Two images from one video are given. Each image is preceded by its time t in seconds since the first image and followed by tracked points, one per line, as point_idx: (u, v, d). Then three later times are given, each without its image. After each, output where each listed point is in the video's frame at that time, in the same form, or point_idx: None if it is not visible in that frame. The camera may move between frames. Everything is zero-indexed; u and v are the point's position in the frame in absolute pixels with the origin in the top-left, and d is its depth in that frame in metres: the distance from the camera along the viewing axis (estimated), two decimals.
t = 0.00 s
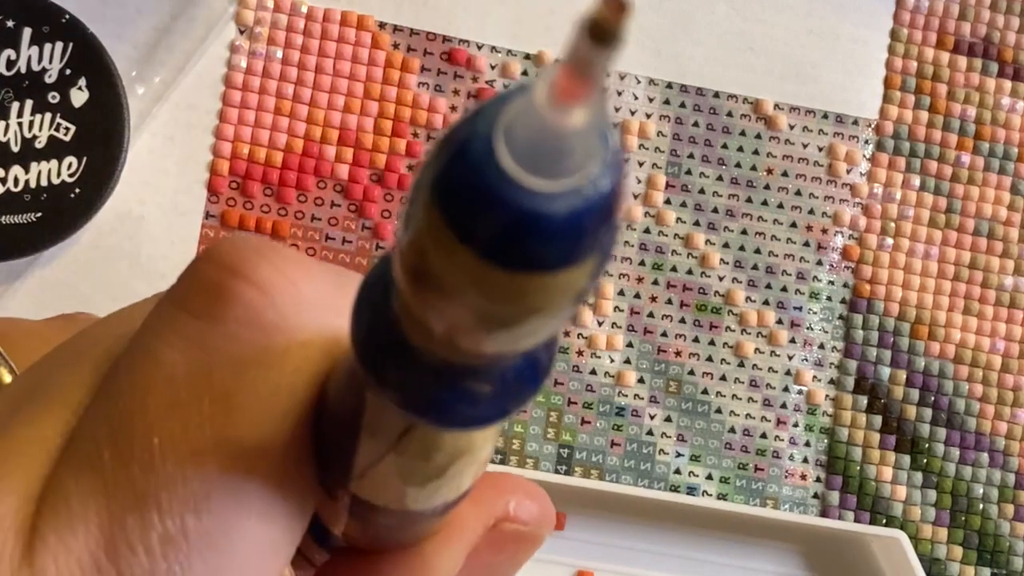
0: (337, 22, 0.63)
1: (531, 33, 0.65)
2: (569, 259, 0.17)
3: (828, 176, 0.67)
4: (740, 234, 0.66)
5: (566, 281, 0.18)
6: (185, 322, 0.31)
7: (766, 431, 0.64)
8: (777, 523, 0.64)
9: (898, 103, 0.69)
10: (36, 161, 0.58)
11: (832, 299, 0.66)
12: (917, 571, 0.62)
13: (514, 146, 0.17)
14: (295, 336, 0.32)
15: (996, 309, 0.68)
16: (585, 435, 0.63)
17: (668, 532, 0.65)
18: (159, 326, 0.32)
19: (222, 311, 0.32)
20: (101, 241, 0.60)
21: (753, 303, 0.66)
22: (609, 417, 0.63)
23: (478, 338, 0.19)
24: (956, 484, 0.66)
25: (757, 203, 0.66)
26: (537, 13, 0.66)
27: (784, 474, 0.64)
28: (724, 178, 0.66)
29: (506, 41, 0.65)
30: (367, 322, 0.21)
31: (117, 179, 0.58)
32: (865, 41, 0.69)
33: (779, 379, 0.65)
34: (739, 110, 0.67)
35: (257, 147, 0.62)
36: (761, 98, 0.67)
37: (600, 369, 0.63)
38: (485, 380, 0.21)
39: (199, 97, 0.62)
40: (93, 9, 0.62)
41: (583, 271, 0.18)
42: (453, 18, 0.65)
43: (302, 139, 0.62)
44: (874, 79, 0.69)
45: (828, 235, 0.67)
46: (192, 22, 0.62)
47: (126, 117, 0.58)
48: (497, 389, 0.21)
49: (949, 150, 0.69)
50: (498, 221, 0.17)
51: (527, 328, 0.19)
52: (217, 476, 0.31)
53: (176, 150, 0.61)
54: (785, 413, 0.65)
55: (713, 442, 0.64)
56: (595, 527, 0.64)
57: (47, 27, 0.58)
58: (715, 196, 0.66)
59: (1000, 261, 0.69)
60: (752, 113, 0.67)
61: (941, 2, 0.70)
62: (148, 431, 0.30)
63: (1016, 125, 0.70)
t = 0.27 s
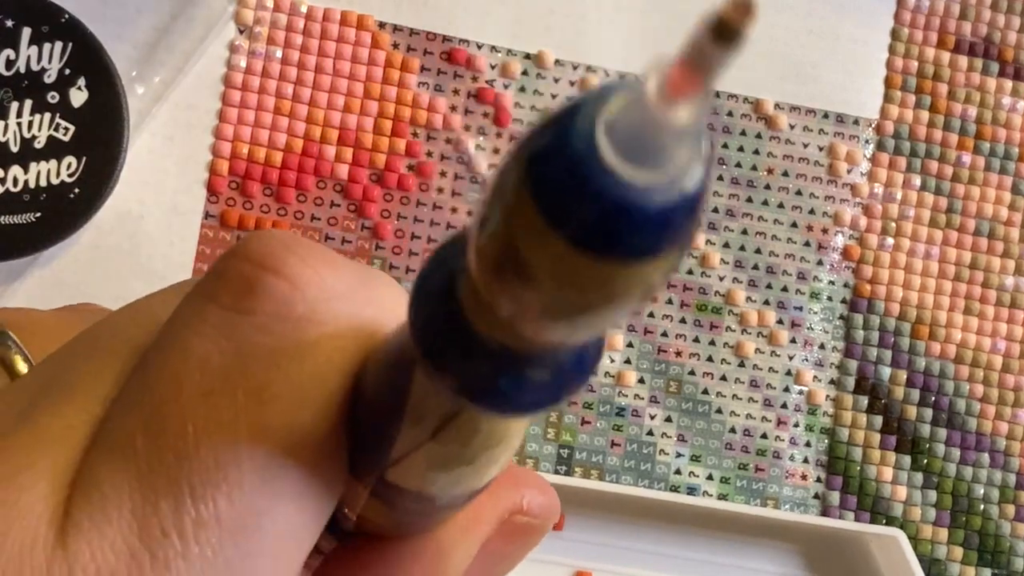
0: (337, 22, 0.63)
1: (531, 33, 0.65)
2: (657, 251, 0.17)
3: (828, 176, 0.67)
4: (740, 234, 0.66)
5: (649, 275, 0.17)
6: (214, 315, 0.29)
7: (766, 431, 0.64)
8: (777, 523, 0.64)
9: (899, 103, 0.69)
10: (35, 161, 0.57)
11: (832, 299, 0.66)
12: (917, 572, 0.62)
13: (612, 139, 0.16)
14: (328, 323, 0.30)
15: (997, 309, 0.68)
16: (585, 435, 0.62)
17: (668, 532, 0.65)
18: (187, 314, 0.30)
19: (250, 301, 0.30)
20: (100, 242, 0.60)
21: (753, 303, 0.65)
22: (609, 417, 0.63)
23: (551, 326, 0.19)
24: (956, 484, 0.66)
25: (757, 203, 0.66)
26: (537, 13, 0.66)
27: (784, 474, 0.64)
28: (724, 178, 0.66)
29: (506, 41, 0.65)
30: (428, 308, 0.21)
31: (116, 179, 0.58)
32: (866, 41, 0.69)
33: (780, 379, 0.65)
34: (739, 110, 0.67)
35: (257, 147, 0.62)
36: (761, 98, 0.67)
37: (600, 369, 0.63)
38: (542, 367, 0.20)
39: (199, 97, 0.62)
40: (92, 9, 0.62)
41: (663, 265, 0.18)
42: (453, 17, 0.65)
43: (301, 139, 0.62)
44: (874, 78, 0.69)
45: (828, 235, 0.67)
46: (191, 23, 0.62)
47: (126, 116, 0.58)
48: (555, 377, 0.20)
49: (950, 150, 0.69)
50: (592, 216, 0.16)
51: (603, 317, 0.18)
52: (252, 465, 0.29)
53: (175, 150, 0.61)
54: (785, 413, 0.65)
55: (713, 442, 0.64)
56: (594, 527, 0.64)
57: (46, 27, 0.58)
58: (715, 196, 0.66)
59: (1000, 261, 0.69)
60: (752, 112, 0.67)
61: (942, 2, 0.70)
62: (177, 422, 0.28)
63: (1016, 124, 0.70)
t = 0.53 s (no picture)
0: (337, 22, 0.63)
1: (531, 33, 0.65)
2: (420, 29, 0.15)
3: (828, 176, 0.67)
4: (740, 234, 0.66)
5: (428, 70, 0.16)
6: (129, 233, 0.35)
7: (766, 431, 0.64)
8: (777, 523, 0.64)
9: (898, 103, 0.69)
10: (36, 161, 0.58)
11: (832, 299, 0.66)
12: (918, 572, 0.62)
13: None
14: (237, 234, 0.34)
15: (996, 309, 0.68)
16: (585, 435, 0.63)
17: (668, 532, 0.65)
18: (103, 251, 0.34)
19: (162, 218, 0.35)
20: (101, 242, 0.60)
21: (753, 303, 0.66)
22: (609, 417, 0.63)
23: (361, 165, 0.17)
24: (956, 484, 0.66)
25: (757, 203, 0.66)
26: (537, 14, 0.66)
27: (784, 474, 0.64)
28: (724, 178, 0.66)
29: (506, 42, 0.65)
30: (263, 178, 0.20)
31: (117, 179, 0.58)
32: (865, 41, 0.69)
33: (780, 379, 0.65)
34: (739, 110, 0.67)
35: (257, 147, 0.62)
36: (761, 98, 0.67)
37: (600, 369, 0.63)
38: (381, 225, 0.19)
39: (200, 98, 0.62)
40: (92, 10, 0.62)
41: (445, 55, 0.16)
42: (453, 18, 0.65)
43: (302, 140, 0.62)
44: (874, 79, 0.69)
45: (828, 235, 0.67)
46: (191, 23, 0.62)
47: (126, 116, 0.59)
48: (391, 239, 0.19)
49: (949, 150, 0.69)
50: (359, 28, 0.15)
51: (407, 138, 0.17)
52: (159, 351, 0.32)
53: (176, 150, 0.62)
54: (785, 413, 0.65)
55: (713, 442, 0.64)
56: (594, 527, 0.65)
57: (47, 28, 0.58)
58: (715, 196, 0.66)
59: (1000, 261, 0.69)
60: (752, 113, 0.67)
61: (941, 2, 0.70)
62: (92, 333, 0.32)
63: (1015, 125, 0.70)
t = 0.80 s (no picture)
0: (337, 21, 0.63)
1: (531, 33, 0.66)
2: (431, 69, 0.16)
3: (828, 177, 0.67)
4: (740, 234, 0.66)
5: (449, 100, 0.16)
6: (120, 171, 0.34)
7: (765, 431, 0.64)
8: (777, 523, 0.64)
9: (898, 103, 0.69)
10: (36, 161, 0.58)
11: (832, 299, 0.66)
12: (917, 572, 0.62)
13: (346, 12, 0.15)
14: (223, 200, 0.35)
15: (995, 309, 0.68)
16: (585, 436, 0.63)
17: (668, 532, 0.65)
18: (74, 207, 0.34)
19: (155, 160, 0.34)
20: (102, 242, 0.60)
21: (753, 303, 0.66)
22: (609, 417, 0.63)
23: (382, 216, 0.17)
24: (955, 484, 0.66)
25: (757, 203, 0.67)
26: (537, 14, 0.66)
27: (784, 474, 0.64)
28: (724, 178, 0.66)
29: (506, 42, 0.65)
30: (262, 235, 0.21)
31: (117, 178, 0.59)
32: (865, 41, 0.69)
33: (779, 379, 0.65)
34: (739, 111, 0.67)
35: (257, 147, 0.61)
36: (761, 98, 0.67)
37: (600, 369, 0.63)
38: (423, 259, 0.20)
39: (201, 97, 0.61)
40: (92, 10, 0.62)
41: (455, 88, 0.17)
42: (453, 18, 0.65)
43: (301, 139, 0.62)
44: (874, 79, 0.69)
45: (828, 236, 0.67)
46: (191, 23, 0.62)
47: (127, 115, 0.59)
48: (428, 267, 0.20)
49: (949, 151, 0.69)
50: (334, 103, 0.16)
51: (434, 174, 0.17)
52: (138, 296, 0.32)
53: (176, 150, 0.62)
54: (785, 413, 0.65)
55: (713, 442, 0.64)
56: (595, 527, 0.65)
57: (48, 28, 0.59)
58: (715, 197, 0.66)
59: (999, 262, 0.69)
60: (752, 113, 0.67)
61: (941, 3, 0.70)
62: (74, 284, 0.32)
63: (1015, 125, 0.70)
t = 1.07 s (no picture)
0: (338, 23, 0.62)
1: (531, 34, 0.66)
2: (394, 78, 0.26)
3: (828, 177, 0.67)
4: (740, 234, 0.66)
5: None
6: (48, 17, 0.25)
7: (765, 431, 0.64)
8: (777, 523, 0.64)
9: (898, 103, 0.69)
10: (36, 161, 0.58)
11: (831, 299, 0.66)
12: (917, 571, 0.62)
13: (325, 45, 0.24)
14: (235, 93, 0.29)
15: (995, 309, 0.68)
16: (585, 436, 0.63)
17: (669, 531, 0.65)
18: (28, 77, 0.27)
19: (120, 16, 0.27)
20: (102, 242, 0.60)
21: (753, 303, 0.66)
22: (609, 417, 0.63)
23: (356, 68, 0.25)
24: (955, 484, 0.66)
25: (757, 203, 0.67)
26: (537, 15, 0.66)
27: (783, 474, 0.64)
28: (724, 178, 0.67)
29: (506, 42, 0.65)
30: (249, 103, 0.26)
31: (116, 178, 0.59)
32: (865, 41, 0.69)
33: (779, 379, 0.65)
34: (739, 111, 0.67)
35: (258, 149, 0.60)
36: (760, 98, 0.67)
37: (600, 369, 0.63)
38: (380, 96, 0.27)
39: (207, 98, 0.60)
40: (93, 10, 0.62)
41: None
42: (453, 18, 0.65)
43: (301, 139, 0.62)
44: (874, 79, 0.69)
45: (827, 236, 0.67)
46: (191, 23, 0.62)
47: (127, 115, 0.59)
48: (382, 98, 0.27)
49: (948, 150, 0.69)
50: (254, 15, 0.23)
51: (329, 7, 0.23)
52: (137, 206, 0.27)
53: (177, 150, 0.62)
54: (785, 412, 0.65)
55: (713, 442, 0.64)
56: (595, 527, 0.65)
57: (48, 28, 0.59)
58: (715, 197, 0.66)
59: (999, 262, 0.69)
60: (752, 113, 0.67)
61: (941, 3, 0.70)
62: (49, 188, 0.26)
63: (1015, 125, 0.70)
